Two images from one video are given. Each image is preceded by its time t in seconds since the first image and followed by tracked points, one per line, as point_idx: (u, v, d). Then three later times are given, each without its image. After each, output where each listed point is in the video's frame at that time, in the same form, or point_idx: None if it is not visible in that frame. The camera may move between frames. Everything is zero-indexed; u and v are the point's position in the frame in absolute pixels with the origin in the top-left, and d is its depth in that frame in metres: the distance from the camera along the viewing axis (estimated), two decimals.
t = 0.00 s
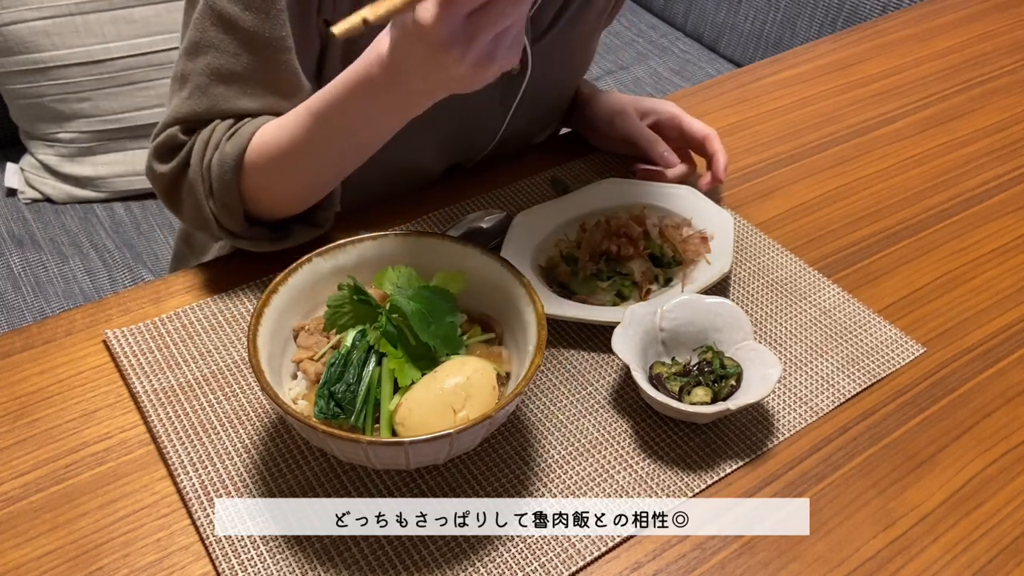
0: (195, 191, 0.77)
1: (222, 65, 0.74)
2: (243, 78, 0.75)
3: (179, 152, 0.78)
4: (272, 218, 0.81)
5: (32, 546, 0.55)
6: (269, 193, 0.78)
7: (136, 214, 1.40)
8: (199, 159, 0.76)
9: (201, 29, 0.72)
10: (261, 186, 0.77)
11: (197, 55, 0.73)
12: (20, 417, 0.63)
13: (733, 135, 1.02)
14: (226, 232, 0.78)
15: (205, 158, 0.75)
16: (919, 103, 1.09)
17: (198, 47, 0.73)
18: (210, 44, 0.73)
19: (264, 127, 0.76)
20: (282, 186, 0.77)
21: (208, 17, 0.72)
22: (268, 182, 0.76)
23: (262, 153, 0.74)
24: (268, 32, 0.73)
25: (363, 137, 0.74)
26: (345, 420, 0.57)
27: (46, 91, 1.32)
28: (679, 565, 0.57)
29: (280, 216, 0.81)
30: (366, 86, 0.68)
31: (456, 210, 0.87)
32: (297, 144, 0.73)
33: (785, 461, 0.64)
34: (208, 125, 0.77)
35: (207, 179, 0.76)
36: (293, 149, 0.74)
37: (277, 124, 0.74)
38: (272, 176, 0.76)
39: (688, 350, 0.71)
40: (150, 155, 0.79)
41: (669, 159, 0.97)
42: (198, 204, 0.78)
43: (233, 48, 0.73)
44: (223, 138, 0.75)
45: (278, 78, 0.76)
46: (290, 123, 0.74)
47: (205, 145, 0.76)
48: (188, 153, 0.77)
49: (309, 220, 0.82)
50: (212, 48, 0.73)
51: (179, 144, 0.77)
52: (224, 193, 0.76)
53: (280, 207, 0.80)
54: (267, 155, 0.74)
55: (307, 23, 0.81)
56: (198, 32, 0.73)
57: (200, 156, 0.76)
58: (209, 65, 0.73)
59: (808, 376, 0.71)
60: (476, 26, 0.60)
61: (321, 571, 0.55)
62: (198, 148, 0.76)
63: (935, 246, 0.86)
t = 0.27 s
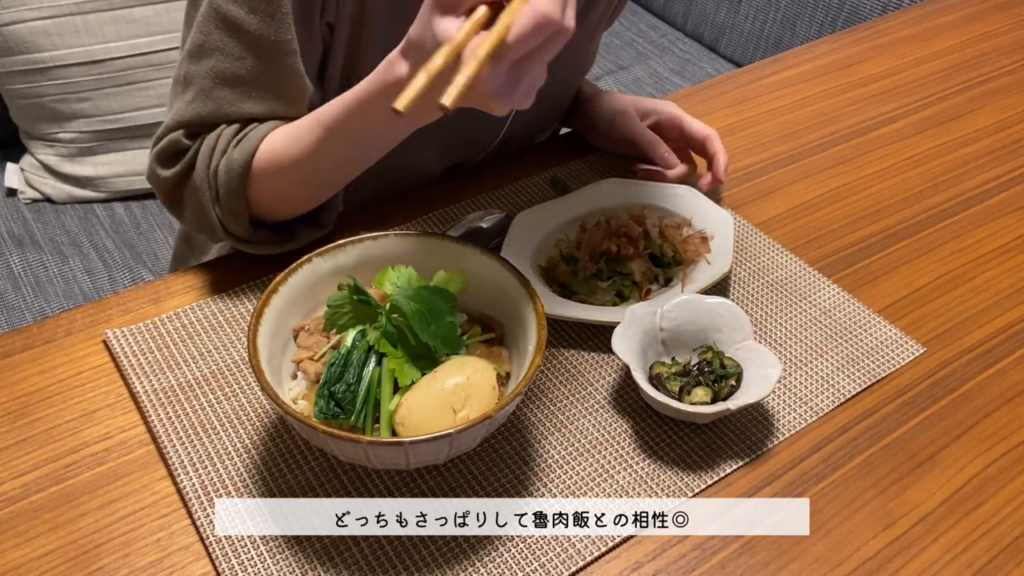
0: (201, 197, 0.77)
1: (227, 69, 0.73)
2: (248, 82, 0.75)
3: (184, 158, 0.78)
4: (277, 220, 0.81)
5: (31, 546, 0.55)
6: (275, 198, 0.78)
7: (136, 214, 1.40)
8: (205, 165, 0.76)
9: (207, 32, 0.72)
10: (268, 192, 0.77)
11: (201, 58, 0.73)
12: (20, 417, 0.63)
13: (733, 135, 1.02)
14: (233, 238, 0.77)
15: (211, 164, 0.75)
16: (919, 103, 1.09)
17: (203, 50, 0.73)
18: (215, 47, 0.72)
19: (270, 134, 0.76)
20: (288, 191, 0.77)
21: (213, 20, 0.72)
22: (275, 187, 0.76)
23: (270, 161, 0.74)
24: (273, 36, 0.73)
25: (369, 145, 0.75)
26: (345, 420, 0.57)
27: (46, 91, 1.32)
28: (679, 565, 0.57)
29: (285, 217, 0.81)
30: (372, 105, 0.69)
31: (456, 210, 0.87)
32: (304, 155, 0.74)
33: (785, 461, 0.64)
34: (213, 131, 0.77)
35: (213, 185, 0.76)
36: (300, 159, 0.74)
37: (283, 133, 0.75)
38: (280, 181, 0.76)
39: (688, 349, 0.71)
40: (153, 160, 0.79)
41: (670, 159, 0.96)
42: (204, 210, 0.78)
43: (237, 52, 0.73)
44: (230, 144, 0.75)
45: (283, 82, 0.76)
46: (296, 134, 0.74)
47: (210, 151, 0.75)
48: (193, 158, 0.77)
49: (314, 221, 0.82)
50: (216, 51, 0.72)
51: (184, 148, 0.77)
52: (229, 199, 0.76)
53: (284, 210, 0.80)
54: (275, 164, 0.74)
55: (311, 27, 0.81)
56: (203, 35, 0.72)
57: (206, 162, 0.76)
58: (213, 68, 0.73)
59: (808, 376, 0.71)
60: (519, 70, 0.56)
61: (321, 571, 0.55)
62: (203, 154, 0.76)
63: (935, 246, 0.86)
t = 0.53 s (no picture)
0: (169, 190, 0.79)
1: (187, 53, 0.73)
2: (208, 66, 0.75)
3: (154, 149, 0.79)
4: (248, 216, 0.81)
5: (32, 546, 0.55)
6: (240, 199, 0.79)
7: (136, 214, 1.40)
8: (172, 161, 0.77)
9: (167, 18, 0.73)
10: (231, 192, 0.78)
11: (163, 45, 0.73)
12: (20, 417, 0.63)
13: (733, 135, 1.02)
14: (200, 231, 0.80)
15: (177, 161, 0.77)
16: (919, 103, 1.09)
17: (164, 36, 0.73)
18: (175, 33, 0.73)
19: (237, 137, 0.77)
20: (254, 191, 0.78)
21: (171, 6, 0.72)
22: (238, 188, 0.77)
23: (231, 165, 0.76)
24: (229, 18, 0.73)
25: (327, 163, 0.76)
26: (345, 420, 0.57)
27: (46, 91, 1.32)
28: (679, 565, 0.57)
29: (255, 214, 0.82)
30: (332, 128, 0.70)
31: (455, 210, 0.87)
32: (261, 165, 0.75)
33: (785, 461, 0.64)
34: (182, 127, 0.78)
35: (179, 180, 0.77)
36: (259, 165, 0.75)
37: (249, 137, 0.76)
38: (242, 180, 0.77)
39: (688, 350, 0.71)
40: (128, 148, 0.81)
41: (668, 161, 0.96)
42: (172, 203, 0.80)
43: (196, 36, 0.73)
44: (195, 142, 0.76)
45: (242, 62, 0.76)
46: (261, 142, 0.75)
47: (177, 148, 0.77)
48: (161, 152, 0.78)
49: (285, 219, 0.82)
50: (178, 36, 0.73)
51: (155, 138, 0.78)
52: (195, 197, 0.77)
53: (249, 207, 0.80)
54: (235, 167, 0.76)
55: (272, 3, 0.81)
56: (162, 21, 0.73)
57: (173, 158, 0.77)
58: (174, 53, 0.73)
59: (809, 376, 0.71)
60: (475, 151, 0.64)
61: (321, 571, 0.55)
62: (171, 149, 0.77)
63: (934, 246, 0.86)
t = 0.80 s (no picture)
0: (125, 170, 0.80)
1: (127, 31, 0.75)
2: (148, 41, 0.76)
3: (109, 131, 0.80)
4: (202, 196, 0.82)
5: (32, 545, 0.55)
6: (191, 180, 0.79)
7: (136, 213, 1.40)
8: (125, 142, 0.78)
9: None
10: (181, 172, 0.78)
11: (107, 24, 0.75)
12: (21, 417, 0.63)
13: (733, 135, 1.02)
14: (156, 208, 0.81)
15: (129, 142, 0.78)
16: (919, 103, 1.09)
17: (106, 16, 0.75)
18: (115, 11, 0.75)
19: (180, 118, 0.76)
20: (204, 176, 0.78)
21: None
22: (188, 169, 0.77)
23: (178, 145, 0.75)
24: None
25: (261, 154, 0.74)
26: (345, 420, 0.57)
27: (46, 91, 1.32)
28: (679, 565, 0.57)
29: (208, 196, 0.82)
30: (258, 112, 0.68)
31: (455, 210, 0.87)
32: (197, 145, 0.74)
33: (785, 461, 0.64)
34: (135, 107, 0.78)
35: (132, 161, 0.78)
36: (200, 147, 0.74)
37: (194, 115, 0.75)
38: (190, 166, 0.77)
39: (688, 350, 0.71)
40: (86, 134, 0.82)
41: (668, 164, 0.94)
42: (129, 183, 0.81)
43: (133, 11, 0.74)
44: (145, 122, 0.77)
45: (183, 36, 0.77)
46: (202, 120, 0.74)
47: (128, 130, 0.78)
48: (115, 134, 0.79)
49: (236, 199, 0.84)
50: (117, 15, 0.75)
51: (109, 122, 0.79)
52: (146, 178, 0.78)
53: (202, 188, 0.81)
54: (179, 148, 0.75)
55: None
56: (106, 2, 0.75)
57: (125, 139, 0.78)
58: (116, 31, 0.75)
59: (809, 376, 0.71)
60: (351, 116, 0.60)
61: (321, 571, 0.55)
62: (123, 131, 0.78)
63: (934, 246, 0.86)
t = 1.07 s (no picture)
0: (101, 176, 0.81)
1: (89, 27, 0.77)
2: (112, 33, 0.78)
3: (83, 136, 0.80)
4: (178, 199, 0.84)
5: (33, 545, 0.55)
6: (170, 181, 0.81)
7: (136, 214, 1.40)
8: (101, 146, 0.79)
9: None
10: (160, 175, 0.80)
11: (68, 25, 0.77)
12: (20, 417, 0.63)
13: (733, 134, 1.02)
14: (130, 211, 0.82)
15: (105, 146, 0.79)
16: (919, 103, 1.09)
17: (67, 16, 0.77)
18: (73, 10, 0.76)
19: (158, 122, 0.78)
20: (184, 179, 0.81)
21: None
22: (167, 172, 0.79)
23: (158, 149, 0.77)
24: None
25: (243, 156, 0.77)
26: (345, 420, 0.57)
27: (47, 92, 1.32)
28: (679, 565, 0.57)
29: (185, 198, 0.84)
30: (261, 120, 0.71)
31: (455, 210, 0.87)
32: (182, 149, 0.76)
33: (786, 460, 0.64)
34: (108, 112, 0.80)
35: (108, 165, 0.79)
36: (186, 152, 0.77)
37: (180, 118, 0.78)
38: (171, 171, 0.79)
39: (688, 349, 0.71)
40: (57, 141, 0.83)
41: (674, 160, 0.94)
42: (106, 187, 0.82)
43: (91, 6, 0.76)
44: (121, 126, 0.78)
45: (145, 28, 0.79)
46: (191, 125, 0.76)
47: (104, 133, 0.79)
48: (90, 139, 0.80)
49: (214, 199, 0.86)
50: (76, 13, 0.76)
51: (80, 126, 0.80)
52: (125, 182, 0.79)
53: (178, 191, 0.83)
54: (161, 152, 0.78)
55: None
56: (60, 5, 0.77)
57: (100, 144, 0.79)
58: (79, 29, 0.76)
59: (809, 375, 0.71)
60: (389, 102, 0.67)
61: (322, 571, 0.55)
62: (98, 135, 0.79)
63: (935, 245, 0.86)
